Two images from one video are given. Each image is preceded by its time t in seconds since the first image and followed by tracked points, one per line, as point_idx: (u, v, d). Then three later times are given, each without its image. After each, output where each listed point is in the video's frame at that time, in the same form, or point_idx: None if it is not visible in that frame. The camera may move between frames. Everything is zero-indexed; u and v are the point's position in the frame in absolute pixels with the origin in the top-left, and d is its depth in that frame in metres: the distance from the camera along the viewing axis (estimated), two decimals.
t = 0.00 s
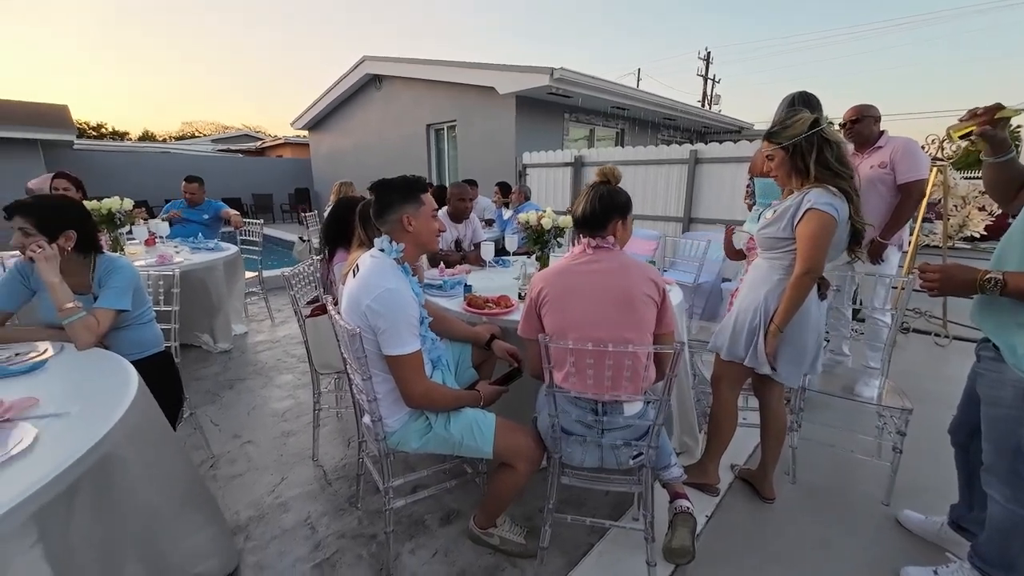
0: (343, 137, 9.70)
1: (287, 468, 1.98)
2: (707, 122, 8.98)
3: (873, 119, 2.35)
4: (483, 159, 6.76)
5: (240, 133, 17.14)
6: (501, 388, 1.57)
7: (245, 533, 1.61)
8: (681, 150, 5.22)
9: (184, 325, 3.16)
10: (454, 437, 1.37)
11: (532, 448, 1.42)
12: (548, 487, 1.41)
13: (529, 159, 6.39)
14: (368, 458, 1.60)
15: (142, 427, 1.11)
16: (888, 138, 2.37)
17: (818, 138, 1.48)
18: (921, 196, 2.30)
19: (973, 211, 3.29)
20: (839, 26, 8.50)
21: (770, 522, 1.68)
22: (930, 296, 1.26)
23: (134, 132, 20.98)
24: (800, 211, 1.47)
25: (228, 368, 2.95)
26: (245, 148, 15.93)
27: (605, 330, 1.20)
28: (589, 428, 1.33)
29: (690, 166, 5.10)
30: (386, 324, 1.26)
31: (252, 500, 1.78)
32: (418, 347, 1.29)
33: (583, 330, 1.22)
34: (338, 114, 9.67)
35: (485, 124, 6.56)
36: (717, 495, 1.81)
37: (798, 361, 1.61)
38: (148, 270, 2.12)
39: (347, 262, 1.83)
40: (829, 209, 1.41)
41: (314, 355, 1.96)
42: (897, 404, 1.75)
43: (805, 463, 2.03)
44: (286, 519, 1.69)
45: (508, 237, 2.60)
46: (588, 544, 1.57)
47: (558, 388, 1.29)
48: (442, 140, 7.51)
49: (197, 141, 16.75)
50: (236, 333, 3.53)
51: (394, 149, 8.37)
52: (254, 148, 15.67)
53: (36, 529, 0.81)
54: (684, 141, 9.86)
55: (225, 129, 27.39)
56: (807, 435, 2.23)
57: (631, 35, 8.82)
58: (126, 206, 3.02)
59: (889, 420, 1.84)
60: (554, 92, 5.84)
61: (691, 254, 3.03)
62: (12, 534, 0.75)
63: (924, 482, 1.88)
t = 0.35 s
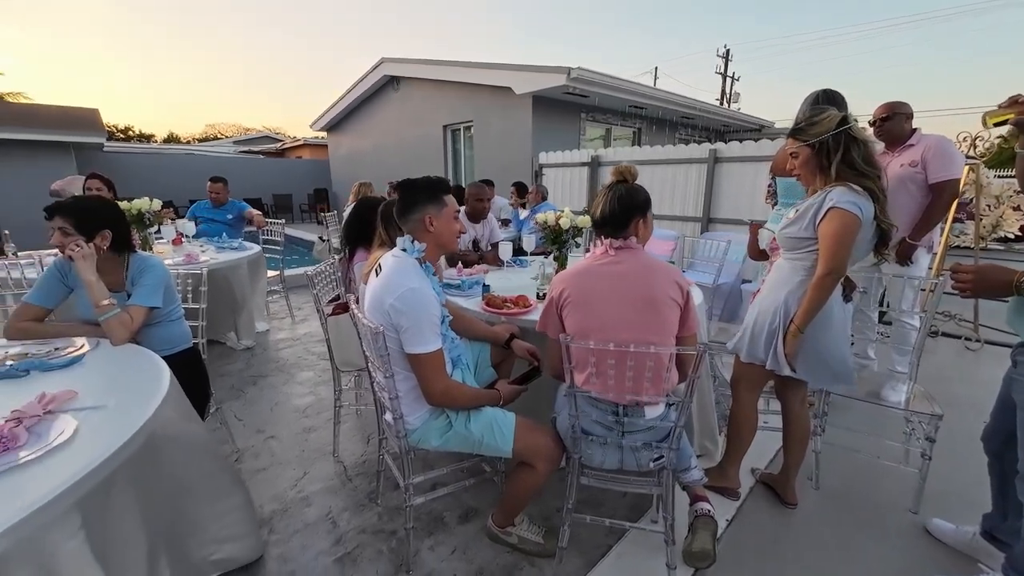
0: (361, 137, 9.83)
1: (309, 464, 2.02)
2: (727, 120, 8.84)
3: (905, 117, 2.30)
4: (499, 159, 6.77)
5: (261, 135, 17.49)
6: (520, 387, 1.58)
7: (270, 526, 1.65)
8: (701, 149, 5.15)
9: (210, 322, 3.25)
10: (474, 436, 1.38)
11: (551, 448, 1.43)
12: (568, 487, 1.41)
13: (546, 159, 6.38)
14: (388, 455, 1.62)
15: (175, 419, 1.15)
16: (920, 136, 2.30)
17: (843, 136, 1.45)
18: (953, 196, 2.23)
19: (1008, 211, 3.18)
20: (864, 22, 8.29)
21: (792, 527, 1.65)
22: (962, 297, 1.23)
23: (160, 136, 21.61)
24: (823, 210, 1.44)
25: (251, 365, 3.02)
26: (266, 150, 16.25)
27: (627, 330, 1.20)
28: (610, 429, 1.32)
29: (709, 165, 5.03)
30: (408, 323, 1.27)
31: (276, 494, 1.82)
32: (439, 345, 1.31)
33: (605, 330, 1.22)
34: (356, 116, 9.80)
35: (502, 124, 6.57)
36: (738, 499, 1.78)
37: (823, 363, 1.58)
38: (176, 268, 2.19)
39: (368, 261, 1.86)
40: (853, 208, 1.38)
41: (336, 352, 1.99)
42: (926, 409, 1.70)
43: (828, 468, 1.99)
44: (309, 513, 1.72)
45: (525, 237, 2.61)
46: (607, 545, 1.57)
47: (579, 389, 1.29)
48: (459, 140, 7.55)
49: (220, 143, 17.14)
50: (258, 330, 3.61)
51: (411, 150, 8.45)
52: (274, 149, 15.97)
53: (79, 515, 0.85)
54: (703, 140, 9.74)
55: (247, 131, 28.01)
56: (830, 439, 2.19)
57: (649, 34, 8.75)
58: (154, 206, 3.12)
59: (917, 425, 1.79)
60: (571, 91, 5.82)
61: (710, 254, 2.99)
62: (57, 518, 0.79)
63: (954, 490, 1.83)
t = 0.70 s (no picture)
0: (376, 138, 9.93)
1: (327, 460, 2.06)
2: (743, 119, 8.73)
3: (931, 116, 2.26)
4: (513, 159, 6.78)
5: (277, 136, 17.76)
6: (535, 387, 1.58)
7: (289, 521, 1.68)
8: (717, 149, 5.10)
9: (229, 320, 3.32)
10: (491, 436, 1.39)
11: (567, 449, 1.43)
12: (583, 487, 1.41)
13: (559, 160, 6.36)
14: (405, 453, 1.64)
15: (199, 415, 1.18)
16: (948, 134, 2.26)
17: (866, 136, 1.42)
18: (981, 195, 2.17)
19: None
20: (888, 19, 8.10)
21: (811, 533, 1.63)
22: (993, 301, 1.19)
23: (179, 137, 22.08)
24: (838, 211, 1.42)
25: (270, 362, 3.07)
26: (282, 151, 16.50)
27: (645, 331, 1.20)
28: (627, 431, 1.32)
29: (726, 165, 4.97)
30: (425, 323, 1.28)
31: (295, 490, 1.85)
32: (455, 346, 1.32)
33: (622, 332, 1.22)
34: (371, 117, 9.91)
35: (515, 124, 6.58)
36: (756, 503, 1.76)
37: (843, 368, 1.56)
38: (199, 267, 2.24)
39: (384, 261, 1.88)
40: (869, 208, 1.36)
41: (353, 351, 2.02)
42: (952, 415, 1.66)
43: (848, 474, 1.95)
44: (327, 509, 1.75)
45: (540, 237, 2.61)
46: (623, 547, 1.57)
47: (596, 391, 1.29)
48: (473, 141, 7.58)
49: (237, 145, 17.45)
50: (276, 328, 3.68)
51: (425, 150, 8.50)
52: (290, 151, 16.22)
53: (110, 507, 0.88)
54: (718, 140, 9.62)
55: (264, 132, 28.45)
56: (851, 444, 2.15)
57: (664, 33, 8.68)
58: (177, 207, 3.21)
59: (942, 431, 1.75)
60: (586, 91, 5.81)
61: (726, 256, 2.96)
62: (91, 510, 0.82)
63: (981, 498, 1.78)
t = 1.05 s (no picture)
0: (389, 139, 10.01)
1: (344, 458, 2.09)
2: (760, 118, 8.61)
3: (957, 115, 2.21)
4: (526, 160, 6.78)
5: (293, 138, 18.03)
6: (551, 387, 1.59)
7: (308, 517, 1.71)
8: (733, 149, 5.04)
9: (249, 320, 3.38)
10: (508, 436, 1.40)
11: (584, 450, 1.43)
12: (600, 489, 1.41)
13: (573, 160, 6.34)
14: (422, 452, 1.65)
15: (225, 412, 1.21)
16: (975, 134, 2.21)
17: (885, 138, 1.40)
18: (1012, 195, 2.12)
19: None
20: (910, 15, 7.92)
21: (831, 538, 1.61)
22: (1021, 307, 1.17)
23: (198, 139, 22.51)
24: (848, 213, 1.40)
25: (288, 361, 3.12)
26: (297, 153, 16.73)
27: (664, 334, 1.20)
28: (645, 433, 1.32)
29: (742, 165, 4.92)
30: (445, 324, 1.30)
31: (313, 486, 1.88)
32: (474, 347, 1.33)
33: (640, 335, 1.22)
34: (385, 119, 10.00)
35: (528, 125, 6.59)
36: (774, 508, 1.75)
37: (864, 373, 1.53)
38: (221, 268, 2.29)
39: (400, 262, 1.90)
40: (878, 211, 1.34)
41: (370, 350, 2.05)
42: (979, 420, 1.62)
43: (869, 480, 1.92)
44: (346, 506, 1.78)
45: (555, 238, 2.61)
46: (639, 550, 1.56)
47: (614, 393, 1.29)
48: (486, 143, 7.60)
49: (254, 146, 17.74)
50: (294, 328, 3.74)
51: (438, 152, 8.55)
52: (305, 152, 16.44)
53: (143, 501, 0.91)
54: (735, 140, 9.50)
55: (279, 134, 28.87)
56: (871, 449, 2.11)
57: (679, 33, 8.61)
58: (199, 208, 3.29)
59: (967, 437, 1.72)
60: (599, 92, 5.79)
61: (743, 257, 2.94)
62: (126, 504, 0.85)
63: (1009, 506, 1.74)
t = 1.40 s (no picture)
0: (401, 140, 10.08)
1: (358, 457, 2.10)
2: (774, 118, 8.51)
3: (981, 113, 2.16)
4: (536, 161, 6.79)
5: (305, 139, 18.22)
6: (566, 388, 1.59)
7: (324, 514, 1.73)
8: (747, 149, 4.99)
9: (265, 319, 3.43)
10: (524, 436, 1.40)
11: (600, 451, 1.43)
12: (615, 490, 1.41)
13: (584, 161, 6.33)
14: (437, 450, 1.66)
15: (246, 409, 1.23)
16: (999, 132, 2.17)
17: (897, 139, 1.38)
18: None
19: None
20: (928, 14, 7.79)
21: (850, 543, 1.59)
22: None
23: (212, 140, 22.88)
24: (851, 215, 1.40)
25: (302, 360, 3.16)
26: (310, 154, 16.90)
27: (683, 335, 1.19)
28: (662, 435, 1.31)
29: (756, 165, 4.87)
30: (463, 324, 1.30)
31: (329, 484, 1.91)
32: (492, 348, 1.34)
33: (658, 336, 1.21)
34: (396, 120, 10.07)
35: (539, 126, 6.59)
36: (790, 512, 1.73)
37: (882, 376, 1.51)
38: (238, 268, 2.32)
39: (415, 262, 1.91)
40: (880, 214, 1.34)
41: (385, 349, 2.06)
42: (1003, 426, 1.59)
43: (888, 485, 1.90)
44: (361, 504, 1.79)
45: (568, 239, 2.61)
46: (653, 552, 1.56)
47: (631, 394, 1.29)
48: (496, 143, 7.62)
49: (266, 147, 17.96)
50: (308, 327, 3.78)
51: (449, 152, 8.59)
52: (317, 153, 16.61)
53: (168, 498, 0.92)
54: (748, 140, 9.41)
55: (292, 135, 29.25)
56: (890, 454, 2.08)
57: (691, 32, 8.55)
58: (216, 209, 3.35)
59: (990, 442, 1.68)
60: (611, 92, 5.78)
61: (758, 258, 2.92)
62: (153, 500, 0.87)
63: None
